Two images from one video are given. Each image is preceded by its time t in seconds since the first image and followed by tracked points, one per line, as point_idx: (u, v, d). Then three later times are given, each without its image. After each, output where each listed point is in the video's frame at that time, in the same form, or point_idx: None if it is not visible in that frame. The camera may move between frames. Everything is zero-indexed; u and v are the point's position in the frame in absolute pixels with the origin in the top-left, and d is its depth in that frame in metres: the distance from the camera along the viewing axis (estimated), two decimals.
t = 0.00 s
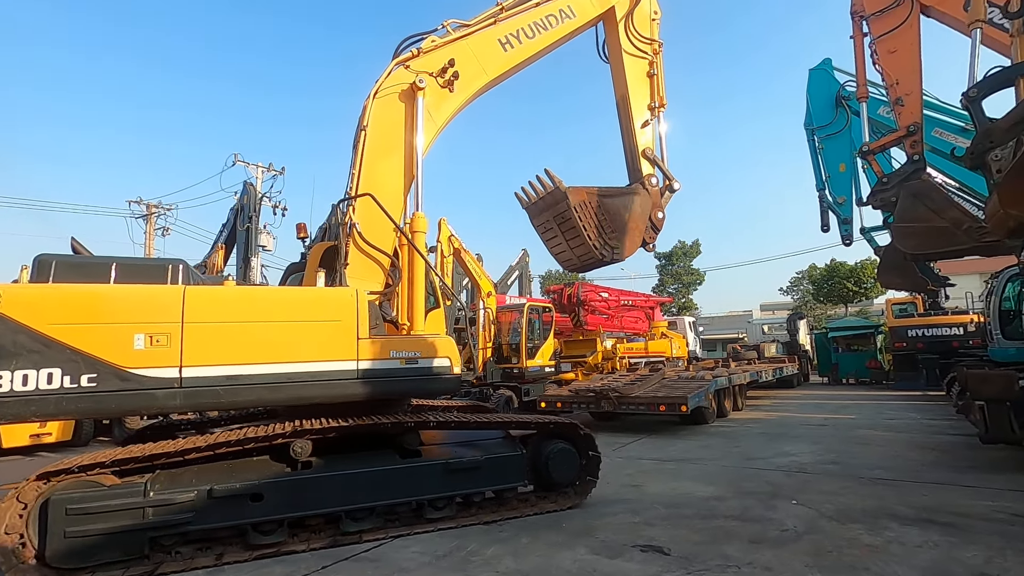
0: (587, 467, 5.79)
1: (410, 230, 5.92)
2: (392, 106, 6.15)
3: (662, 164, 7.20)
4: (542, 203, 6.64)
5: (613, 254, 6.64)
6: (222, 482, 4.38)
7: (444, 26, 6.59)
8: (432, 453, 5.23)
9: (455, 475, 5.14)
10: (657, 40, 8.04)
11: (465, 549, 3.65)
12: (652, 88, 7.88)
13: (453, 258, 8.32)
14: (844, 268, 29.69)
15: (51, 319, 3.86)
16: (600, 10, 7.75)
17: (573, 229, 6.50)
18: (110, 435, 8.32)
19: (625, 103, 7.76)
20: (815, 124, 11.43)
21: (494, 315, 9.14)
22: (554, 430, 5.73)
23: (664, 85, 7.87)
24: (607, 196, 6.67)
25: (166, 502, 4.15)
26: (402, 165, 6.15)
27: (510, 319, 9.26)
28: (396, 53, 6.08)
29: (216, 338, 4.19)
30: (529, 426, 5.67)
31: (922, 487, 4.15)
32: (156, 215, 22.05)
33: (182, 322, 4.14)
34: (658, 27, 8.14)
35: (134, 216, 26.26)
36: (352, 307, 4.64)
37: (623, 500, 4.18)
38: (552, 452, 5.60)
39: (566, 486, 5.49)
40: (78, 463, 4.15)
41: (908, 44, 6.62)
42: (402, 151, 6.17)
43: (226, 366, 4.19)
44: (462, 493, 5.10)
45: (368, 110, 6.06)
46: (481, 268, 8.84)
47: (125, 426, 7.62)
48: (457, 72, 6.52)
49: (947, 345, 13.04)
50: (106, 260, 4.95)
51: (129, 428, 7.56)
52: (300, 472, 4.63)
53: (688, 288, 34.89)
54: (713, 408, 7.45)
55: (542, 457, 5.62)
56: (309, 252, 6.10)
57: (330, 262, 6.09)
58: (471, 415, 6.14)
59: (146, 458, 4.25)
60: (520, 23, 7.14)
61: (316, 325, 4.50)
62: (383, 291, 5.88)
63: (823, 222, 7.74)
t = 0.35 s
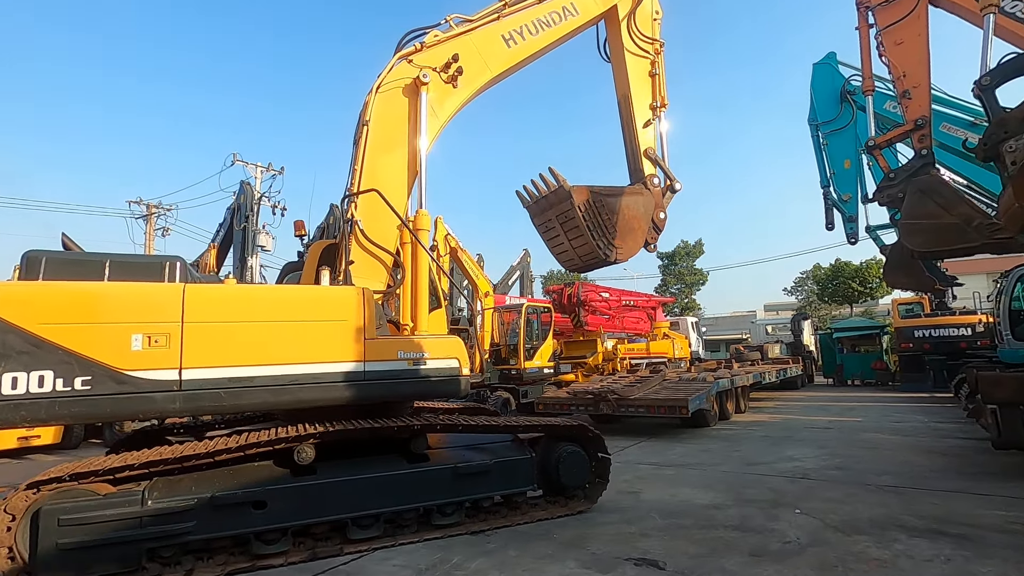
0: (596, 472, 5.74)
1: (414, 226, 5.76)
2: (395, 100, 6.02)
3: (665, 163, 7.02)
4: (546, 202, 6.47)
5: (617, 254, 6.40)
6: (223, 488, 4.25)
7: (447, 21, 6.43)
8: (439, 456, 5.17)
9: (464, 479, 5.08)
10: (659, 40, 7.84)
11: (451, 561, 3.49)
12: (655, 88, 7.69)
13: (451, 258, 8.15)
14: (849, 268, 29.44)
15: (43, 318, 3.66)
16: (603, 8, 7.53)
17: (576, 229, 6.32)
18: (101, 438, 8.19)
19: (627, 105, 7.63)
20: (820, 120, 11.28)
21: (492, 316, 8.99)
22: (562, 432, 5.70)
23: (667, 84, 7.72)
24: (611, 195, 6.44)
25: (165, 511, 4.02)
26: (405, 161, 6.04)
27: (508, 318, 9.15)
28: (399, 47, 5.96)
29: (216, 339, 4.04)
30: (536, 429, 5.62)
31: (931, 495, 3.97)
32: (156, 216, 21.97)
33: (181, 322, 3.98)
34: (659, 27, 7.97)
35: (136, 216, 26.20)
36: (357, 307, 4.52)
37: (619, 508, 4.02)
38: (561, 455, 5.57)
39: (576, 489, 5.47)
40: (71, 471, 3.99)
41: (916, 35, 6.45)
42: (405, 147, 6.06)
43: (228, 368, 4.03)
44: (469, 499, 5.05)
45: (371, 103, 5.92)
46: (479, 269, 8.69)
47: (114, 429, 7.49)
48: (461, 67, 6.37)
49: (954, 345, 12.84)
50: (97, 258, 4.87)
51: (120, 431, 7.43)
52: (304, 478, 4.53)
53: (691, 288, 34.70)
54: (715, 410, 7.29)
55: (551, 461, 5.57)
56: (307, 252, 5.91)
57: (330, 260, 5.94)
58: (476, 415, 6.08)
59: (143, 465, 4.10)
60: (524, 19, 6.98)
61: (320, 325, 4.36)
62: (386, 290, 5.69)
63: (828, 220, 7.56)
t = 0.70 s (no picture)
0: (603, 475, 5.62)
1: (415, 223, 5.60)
2: (395, 94, 5.85)
3: (666, 163, 6.84)
4: (547, 201, 5.99)
5: (621, 255, 5.89)
6: (219, 495, 4.08)
7: (448, 15, 6.22)
8: (441, 460, 5.04)
9: (469, 484, 4.94)
10: (659, 41, 7.53)
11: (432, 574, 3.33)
12: (655, 88, 7.37)
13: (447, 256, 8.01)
14: (854, 269, 29.16)
15: (28, 314, 3.39)
16: (603, 7, 7.26)
17: (579, 229, 5.80)
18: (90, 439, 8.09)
19: (628, 105, 7.30)
20: (823, 116, 11.09)
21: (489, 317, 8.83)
22: (568, 435, 5.62)
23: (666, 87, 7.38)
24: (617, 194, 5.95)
25: (158, 519, 3.84)
26: (406, 158, 5.88)
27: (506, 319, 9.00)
28: (399, 40, 5.76)
29: (216, 337, 3.77)
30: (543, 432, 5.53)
31: (939, 507, 3.79)
32: (156, 215, 21.88)
33: (178, 319, 3.71)
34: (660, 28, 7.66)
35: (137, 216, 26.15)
36: (364, 305, 4.22)
37: (610, 518, 3.85)
38: (568, 458, 5.45)
39: (583, 494, 5.35)
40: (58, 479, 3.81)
41: (923, 26, 6.26)
42: (406, 143, 5.89)
43: (228, 368, 3.77)
44: (475, 505, 4.91)
45: (370, 98, 5.74)
46: (473, 268, 8.53)
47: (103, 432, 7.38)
48: (464, 62, 6.17)
49: (961, 349, 12.61)
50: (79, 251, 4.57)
51: (108, 433, 7.31)
52: (303, 483, 4.37)
53: (694, 290, 34.50)
54: (714, 414, 7.11)
55: (558, 463, 5.48)
56: (303, 249, 5.77)
57: (326, 258, 5.79)
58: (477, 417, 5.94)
59: (134, 471, 3.93)
60: (527, 15, 6.77)
61: (326, 323, 4.09)
62: (388, 287, 5.57)
63: (832, 219, 7.36)
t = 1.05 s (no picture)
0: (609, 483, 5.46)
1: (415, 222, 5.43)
2: (396, 90, 5.67)
3: (665, 164, 6.68)
4: (548, 202, 5.78)
5: (623, 256, 5.71)
6: (213, 505, 3.90)
7: (449, 10, 6.07)
8: (443, 466, 4.85)
9: (473, 491, 4.77)
10: (659, 42, 7.35)
11: None
12: (655, 89, 7.17)
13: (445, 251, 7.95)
14: (860, 271, 28.87)
15: (10, 313, 3.14)
16: (602, 7, 7.08)
17: (581, 230, 5.60)
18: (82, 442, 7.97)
19: (627, 106, 7.10)
20: (830, 114, 10.87)
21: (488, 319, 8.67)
22: (573, 439, 5.44)
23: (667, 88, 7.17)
24: (619, 195, 5.77)
25: (148, 532, 3.65)
26: (406, 156, 5.70)
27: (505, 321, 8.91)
28: (399, 35, 5.58)
29: (211, 338, 3.54)
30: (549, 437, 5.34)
31: (951, 520, 3.61)
32: (159, 215, 21.80)
33: (172, 319, 3.48)
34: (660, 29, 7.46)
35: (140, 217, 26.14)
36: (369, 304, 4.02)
37: (605, 529, 3.69)
38: (574, 464, 5.27)
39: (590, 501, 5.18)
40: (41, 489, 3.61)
41: (933, 18, 6.07)
42: (406, 140, 5.71)
43: (224, 371, 3.54)
44: (480, 513, 4.75)
45: (370, 93, 5.56)
46: (469, 265, 8.39)
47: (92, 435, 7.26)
48: (465, 58, 6.01)
49: (971, 352, 12.37)
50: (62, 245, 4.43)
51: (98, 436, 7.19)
52: (301, 492, 4.20)
53: (698, 292, 34.26)
54: (717, 419, 6.92)
55: (564, 470, 5.29)
56: (298, 249, 5.63)
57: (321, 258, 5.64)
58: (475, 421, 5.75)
59: (121, 480, 3.74)
60: (528, 13, 6.60)
61: (326, 324, 3.87)
62: (387, 288, 5.38)
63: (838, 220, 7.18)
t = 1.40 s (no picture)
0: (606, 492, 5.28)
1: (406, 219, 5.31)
2: (387, 81, 5.57)
3: (668, 160, 6.44)
4: (545, 197, 5.63)
5: (622, 254, 5.51)
6: (184, 514, 3.76)
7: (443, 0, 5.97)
8: (432, 473, 4.73)
9: (464, 499, 4.63)
10: (661, 34, 7.09)
11: None
12: (657, 82, 6.90)
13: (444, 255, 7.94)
14: (875, 274, 28.40)
15: None
16: None
17: (578, 226, 5.44)
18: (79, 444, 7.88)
19: (627, 98, 6.82)
20: (842, 109, 10.61)
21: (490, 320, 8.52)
22: (570, 446, 5.28)
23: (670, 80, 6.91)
24: (619, 190, 5.59)
25: (112, 542, 3.52)
26: (397, 148, 5.58)
27: (508, 322, 8.78)
28: (390, 25, 5.47)
29: (181, 338, 3.41)
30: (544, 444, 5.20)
31: (973, 536, 3.38)
32: (169, 216, 21.84)
33: (140, 318, 3.35)
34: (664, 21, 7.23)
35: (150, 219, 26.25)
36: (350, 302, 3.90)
37: (602, 542, 3.50)
38: (570, 472, 5.12)
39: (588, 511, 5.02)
40: None
41: (951, 7, 5.82)
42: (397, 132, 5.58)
43: (196, 371, 3.41)
44: (468, 523, 4.60)
45: (360, 84, 5.46)
46: (474, 268, 8.35)
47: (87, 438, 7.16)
48: (459, 49, 5.90)
49: (990, 357, 12.01)
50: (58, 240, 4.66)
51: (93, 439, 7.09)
52: (277, 501, 4.04)
53: (708, 295, 33.91)
54: (725, 424, 6.69)
55: (559, 478, 5.13)
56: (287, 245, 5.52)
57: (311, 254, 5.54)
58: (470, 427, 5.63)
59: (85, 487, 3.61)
60: (525, 3, 6.48)
61: (304, 322, 3.74)
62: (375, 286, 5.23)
63: (851, 219, 6.93)
